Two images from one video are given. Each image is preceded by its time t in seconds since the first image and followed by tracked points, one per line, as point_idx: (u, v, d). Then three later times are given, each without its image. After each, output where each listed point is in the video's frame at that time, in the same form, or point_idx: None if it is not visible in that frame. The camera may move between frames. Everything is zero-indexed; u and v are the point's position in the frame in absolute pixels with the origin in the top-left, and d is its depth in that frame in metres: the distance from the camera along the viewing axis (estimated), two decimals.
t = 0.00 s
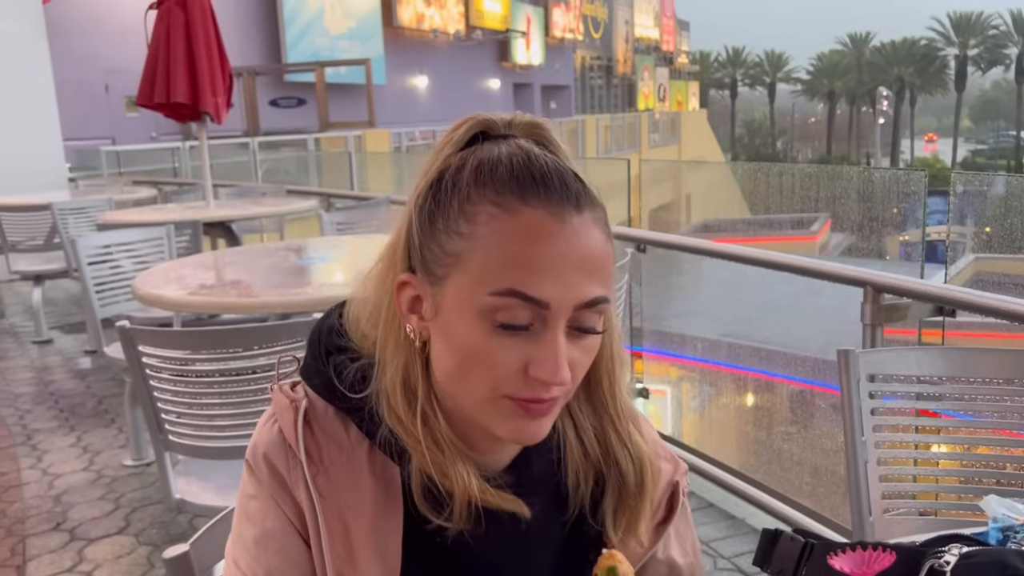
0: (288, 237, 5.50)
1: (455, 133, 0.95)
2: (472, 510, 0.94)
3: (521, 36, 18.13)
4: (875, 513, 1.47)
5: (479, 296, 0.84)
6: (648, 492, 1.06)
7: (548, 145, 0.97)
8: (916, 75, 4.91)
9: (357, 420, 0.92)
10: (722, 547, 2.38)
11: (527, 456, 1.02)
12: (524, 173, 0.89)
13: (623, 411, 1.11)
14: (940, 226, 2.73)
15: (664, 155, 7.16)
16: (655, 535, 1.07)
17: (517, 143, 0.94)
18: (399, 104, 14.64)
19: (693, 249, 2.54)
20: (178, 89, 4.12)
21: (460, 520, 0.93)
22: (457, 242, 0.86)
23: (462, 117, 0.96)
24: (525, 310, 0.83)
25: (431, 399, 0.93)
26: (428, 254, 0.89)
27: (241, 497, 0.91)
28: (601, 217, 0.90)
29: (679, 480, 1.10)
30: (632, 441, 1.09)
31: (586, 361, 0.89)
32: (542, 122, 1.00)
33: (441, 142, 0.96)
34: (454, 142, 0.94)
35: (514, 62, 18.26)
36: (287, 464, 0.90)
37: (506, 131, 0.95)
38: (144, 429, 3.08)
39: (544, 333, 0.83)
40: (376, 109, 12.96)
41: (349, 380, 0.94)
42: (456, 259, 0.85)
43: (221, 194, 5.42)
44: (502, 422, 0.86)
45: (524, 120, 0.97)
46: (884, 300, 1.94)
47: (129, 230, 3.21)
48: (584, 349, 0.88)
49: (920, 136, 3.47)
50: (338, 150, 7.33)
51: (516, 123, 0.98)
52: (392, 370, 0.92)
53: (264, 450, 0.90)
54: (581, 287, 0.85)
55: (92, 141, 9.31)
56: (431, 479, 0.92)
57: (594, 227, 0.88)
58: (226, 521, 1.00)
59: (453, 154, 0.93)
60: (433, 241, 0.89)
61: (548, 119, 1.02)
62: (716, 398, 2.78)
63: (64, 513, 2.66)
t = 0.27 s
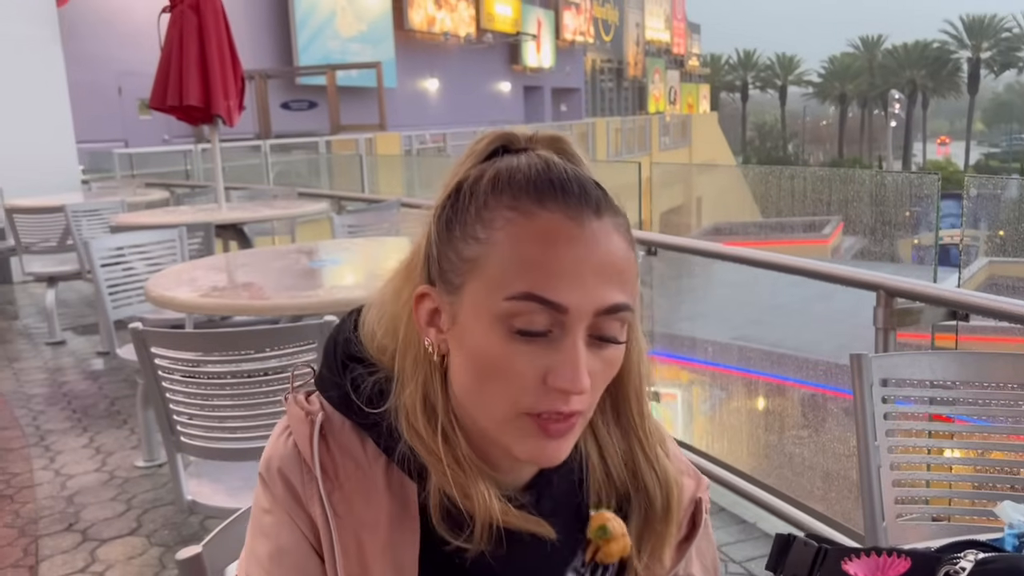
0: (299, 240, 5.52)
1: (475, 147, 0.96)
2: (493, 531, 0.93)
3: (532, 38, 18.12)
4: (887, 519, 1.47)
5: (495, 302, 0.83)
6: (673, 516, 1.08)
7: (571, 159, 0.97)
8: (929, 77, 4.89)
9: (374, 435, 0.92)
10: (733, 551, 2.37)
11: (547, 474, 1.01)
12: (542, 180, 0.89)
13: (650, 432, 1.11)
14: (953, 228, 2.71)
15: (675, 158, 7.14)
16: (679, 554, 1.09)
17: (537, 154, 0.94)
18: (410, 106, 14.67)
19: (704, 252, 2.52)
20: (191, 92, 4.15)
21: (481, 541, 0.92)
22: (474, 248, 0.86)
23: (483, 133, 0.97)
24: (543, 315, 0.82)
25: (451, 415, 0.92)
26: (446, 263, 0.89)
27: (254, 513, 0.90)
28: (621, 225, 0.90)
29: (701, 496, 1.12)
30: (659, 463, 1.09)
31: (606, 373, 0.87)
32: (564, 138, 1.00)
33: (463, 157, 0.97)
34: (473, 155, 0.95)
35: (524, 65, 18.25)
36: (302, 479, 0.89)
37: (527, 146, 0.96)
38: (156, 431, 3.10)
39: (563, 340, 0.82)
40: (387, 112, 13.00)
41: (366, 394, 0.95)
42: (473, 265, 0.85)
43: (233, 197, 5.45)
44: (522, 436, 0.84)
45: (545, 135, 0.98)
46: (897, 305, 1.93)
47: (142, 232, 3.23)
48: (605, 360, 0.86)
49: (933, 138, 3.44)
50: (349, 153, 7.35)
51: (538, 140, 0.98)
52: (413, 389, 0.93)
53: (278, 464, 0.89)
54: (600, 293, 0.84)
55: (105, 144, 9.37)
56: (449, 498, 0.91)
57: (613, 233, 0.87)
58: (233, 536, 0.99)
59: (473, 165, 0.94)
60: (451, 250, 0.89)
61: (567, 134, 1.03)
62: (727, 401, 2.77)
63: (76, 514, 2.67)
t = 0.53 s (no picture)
0: (307, 243, 5.53)
1: (492, 177, 0.95)
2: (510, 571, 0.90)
3: (540, 42, 18.14)
4: (895, 525, 1.45)
5: (522, 320, 0.80)
6: (698, 556, 1.05)
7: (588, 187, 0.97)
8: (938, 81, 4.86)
9: (384, 456, 0.92)
10: (740, 558, 2.37)
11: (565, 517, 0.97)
12: (565, 201, 0.88)
13: (677, 470, 1.08)
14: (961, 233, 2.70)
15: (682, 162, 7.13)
16: None
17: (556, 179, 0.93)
18: (418, 110, 14.70)
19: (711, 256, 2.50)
20: (199, 96, 4.16)
21: None
22: (497, 268, 0.84)
23: (498, 165, 0.96)
24: (573, 329, 0.79)
25: (472, 455, 0.89)
26: (467, 287, 0.86)
27: (264, 531, 0.91)
28: (645, 245, 0.88)
29: (720, 522, 1.10)
30: (687, 504, 1.06)
31: (637, 398, 0.84)
32: (580, 166, 1.00)
33: (480, 185, 0.96)
34: (492, 184, 0.94)
35: (532, 68, 18.25)
36: (311, 500, 0.90)
37: (545, 174, 0.95)
38: (163, 433, 3.10)
39: (592, 358, 0.79)
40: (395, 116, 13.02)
41: (378, 415, 0.94)
42: (497, 285, 0.83)
43: (241, 200, 5.46)
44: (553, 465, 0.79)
45: (562, 165, 0.98)
46: (905, 310, 1.92)
47: (150, 235, 3.24)
48: (636, 383, 0.83)
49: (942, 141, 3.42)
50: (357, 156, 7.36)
51: (555, 168, 0.98)
52: (430, 428, 0.90)
53: (287, 483, 0.90)
54: (629, 308, 0.81)
55: (114, 147, 9.42)
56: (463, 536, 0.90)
57: (638, 249, 0.86)
58: (245, 544, 1.00)
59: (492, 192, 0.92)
60: (473, 273, 0.86)
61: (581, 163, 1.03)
62: (735, 406, 2.75)
63: (83, 516, 2.68)
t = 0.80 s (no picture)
0: (312, 247, 5.54)
1: (512, 199, 0.97)
2: None
3: (544, 47, 18.16)
4: (901, 533, 1.46)
5: (542, 336, 0.80)
6: None
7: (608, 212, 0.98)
8: (944, 87, 4.85)
9: (395, 472, 0.93)
10: (745, 564, 2.37)
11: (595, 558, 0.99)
12: (587, 221, 0.89)
13: (700, 500, 1.10)
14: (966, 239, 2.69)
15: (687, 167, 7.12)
16: None
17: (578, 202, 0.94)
18: (422, 114, 14.71)
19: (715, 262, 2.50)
20: (205, 100, 4.17)
21: None
22: (517, 286, 0.85)
23: (520, 187, 0.98)
24: (592, 343, 0.79)
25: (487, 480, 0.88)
26: (487, 305, 0.87)
27: (273, 544, 0.92)
28: (668, 264, 0.88)
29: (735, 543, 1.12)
30: (709, 535, 1.09)
31: (659, 423, 0.82)
32: (601, 191, 1.01)
33: (501, 207, 0.98)
34: (512, 207, 0.96)
35: (536, 73, 18.26)
36: (321, 515, 0.91)
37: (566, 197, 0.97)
38: (168, 437, 3.11)
39: (613, 375, 0.79)
40: (399, 120, 13.04)
41: (392, 431, 0.96)
42: (516, 301, 0.84)
43: (246, 204, 5.47)
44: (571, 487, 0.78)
45: (584, 189, 1.00)
46: (911, 317, 1.92)
47: (155, 239, 3.25)
48: (659, 406, 0.81)
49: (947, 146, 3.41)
50: (362, 161, 7.37)
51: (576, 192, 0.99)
52: (445, 451, 0.90)
53: (297, 496, 0.92)
54: (650, 324, 0.81)
55: (120, 150, 9.44)
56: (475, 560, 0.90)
57: (661, 269, 0.86)
58: (250, 550, 1.01)
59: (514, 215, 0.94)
60: (493, 291, 0.88)
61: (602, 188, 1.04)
62: (740, 412, 2.75)
63: (88, 519, 2.68)
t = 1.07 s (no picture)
0: (313, 251, 5.54)
1: (523, 205, 0.97)
2: None
3: (546, 51, 18.17)
4: (904, 540, 1.45)
5: (544, 345, 0.80)
6: None
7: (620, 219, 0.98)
8: (946, 91, 4.85)
9: (403, 480, 0.93)
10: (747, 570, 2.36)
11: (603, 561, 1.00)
12: (596, 227, 0.88)
13: (710, 511, 1.10)
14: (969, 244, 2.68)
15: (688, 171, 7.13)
16: None
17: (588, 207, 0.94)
18: (424, 119, 14.73)
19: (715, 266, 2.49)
20: (207, 103, 4.18)
21: None
22: (522, 294, 0.85)
23: (531, 193, 0.98)
24: (595, 354, 0.79)
25: (495, 484, 0.88)
26: (492, 314, 0.88)
27: (278, 551, 0.91)
28: (677, 273, 0.87)
29: (744, 553, 1.13)
30: (719, 545, 1.10)
31: (666, 431, 0.82)
32: (613, 199, 1.01)
33: (512, 214, 0.98)
34: (523, 213, 0.95)
35: (538, 77, 18.26)
36: (327, 523, 0.90)
37: (577, 205, 0.96)
38: (169, 440, 3.11)
39: (616, 386, 0.78)
40: (401, 124, 13.05)
41: (400, 439, 0.95)
42: (521, 310, 0.84)
43: (247, 207, 5.48)
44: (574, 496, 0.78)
45: (596, 197, 1.00)
46: (913, 322, 1.91)
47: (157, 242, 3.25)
48: (665, 416, 0.81)
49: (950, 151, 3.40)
50: (364, 164, 7.38)
51: (588, 199, 0.99)
52: (454, 458, 0.91)
53: (304, 505, 0.91)
54: (655, 334, 0.80)
55: (122, 153, 9.46)
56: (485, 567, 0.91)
57: (669, 279, 0.85)
58: (248, 554, 1.00)
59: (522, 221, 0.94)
60: (498, 299, 0.88)
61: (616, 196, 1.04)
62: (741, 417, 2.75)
63: (88, 523, 2.68)
